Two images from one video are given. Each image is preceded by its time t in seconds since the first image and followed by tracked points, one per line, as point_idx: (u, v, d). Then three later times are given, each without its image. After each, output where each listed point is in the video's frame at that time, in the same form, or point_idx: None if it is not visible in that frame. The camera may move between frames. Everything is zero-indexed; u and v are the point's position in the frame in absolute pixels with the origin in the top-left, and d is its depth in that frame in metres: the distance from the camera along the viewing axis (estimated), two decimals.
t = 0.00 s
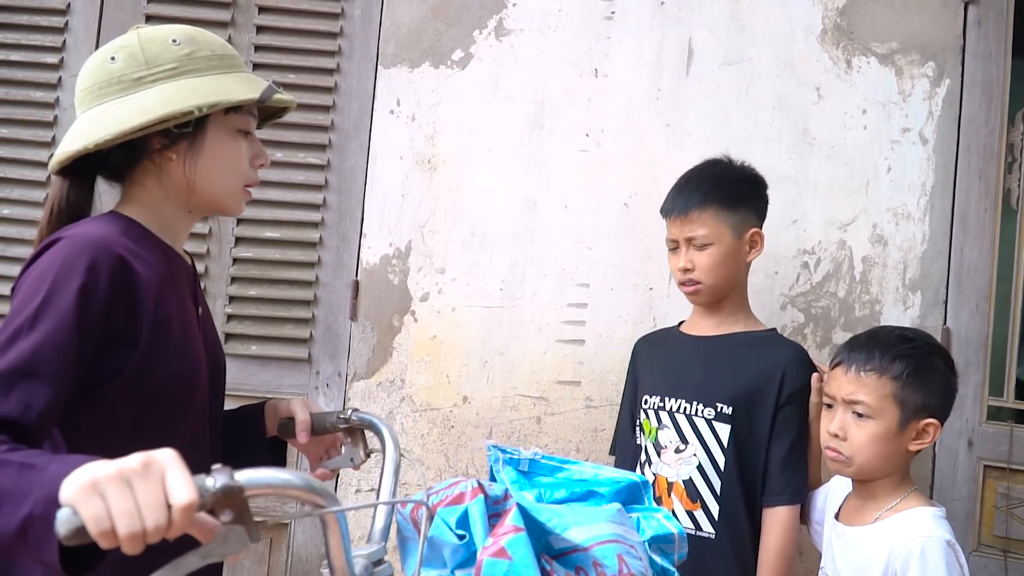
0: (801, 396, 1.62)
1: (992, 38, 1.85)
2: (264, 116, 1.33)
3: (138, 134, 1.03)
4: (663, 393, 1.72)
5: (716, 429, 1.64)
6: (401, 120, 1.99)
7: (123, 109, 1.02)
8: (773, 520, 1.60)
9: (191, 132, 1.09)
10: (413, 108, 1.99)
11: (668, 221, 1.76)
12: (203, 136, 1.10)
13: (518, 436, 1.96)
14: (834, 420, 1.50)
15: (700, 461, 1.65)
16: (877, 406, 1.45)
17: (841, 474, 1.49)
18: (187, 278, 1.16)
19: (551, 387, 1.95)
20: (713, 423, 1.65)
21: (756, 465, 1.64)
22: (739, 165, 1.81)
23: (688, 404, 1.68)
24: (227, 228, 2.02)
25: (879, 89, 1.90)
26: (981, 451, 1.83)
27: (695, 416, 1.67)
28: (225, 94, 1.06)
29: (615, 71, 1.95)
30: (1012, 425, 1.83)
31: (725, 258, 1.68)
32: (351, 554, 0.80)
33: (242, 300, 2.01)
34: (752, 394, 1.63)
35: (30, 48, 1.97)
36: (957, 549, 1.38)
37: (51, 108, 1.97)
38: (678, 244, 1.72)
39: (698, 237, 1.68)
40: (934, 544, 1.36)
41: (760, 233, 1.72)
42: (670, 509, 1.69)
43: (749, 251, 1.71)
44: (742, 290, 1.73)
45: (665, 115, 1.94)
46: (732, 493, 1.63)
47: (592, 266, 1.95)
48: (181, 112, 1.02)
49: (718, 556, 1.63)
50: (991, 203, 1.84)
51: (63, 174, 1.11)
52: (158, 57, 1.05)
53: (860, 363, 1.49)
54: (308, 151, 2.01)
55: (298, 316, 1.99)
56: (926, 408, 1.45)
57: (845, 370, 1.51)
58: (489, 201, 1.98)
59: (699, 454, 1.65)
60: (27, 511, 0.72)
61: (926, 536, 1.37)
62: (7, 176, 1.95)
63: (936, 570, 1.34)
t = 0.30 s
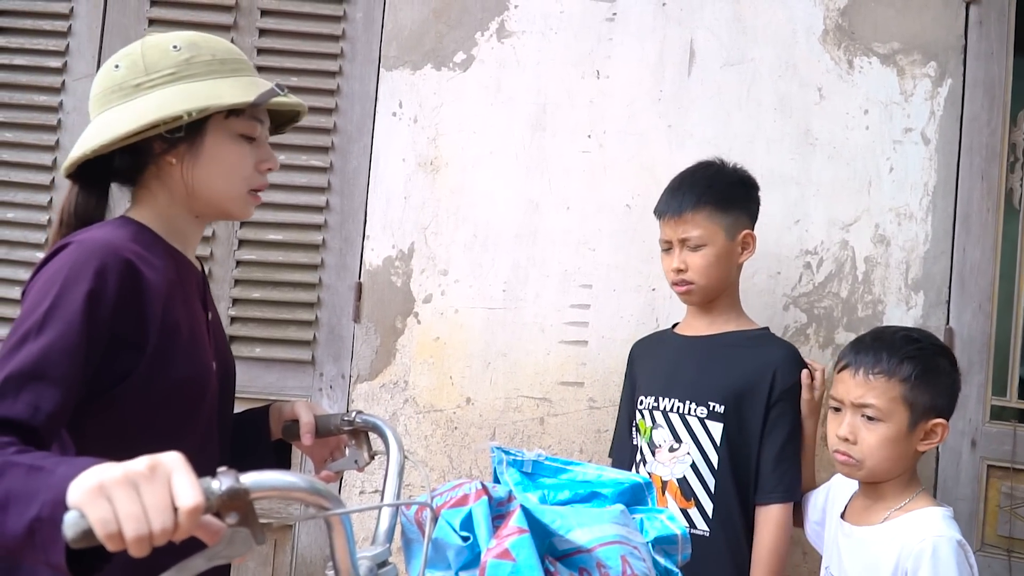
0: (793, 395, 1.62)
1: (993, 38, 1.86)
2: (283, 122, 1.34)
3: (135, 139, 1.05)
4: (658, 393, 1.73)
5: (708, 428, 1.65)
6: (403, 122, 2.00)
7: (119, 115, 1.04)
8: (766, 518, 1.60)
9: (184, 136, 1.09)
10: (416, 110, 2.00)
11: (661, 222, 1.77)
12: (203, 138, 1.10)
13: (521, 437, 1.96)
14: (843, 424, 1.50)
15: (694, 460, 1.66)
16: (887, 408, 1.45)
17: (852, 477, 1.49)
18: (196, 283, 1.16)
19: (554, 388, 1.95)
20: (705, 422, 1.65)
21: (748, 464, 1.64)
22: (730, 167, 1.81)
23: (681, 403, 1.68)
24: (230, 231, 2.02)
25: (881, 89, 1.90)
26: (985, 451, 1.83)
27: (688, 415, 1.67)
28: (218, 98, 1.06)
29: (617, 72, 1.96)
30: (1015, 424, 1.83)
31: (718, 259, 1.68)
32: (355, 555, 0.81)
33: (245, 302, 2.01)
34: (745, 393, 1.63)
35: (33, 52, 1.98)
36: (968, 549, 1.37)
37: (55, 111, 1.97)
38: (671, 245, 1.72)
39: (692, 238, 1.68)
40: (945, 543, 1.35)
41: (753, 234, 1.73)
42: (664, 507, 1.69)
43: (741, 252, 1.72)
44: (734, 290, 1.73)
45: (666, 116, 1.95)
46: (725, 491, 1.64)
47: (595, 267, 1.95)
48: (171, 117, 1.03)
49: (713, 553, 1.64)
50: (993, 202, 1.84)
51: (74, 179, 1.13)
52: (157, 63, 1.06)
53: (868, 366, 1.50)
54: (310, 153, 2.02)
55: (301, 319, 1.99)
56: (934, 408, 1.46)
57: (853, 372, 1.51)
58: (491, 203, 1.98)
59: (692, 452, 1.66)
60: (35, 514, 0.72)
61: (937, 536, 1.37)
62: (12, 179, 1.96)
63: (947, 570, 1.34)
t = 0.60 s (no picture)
0: (802, 403, 1.63)
1: (995, 43, 1.86)
2: (304, 130, 1.33)
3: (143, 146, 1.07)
4: (665, 399, 1.73)
5: (718, 436, 1.65)
6: (407, 126, 2.00)
7: (128, 122, 1.06)
8: (775, 525, 1.62)
9: (188, 146, 1.10)
10: (419, 114, 2.00)
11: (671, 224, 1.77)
12: (210, 149, 1.11)
13: (525, 440, 1.96)
14: (840, 427, 1.50)
15: (703, 468, 1.67)
16: (885, 411, 1.46)
17: (851, 480, 1.49)
18: (210, 288, 1.17)
19: (557, 392, 1.95)
20: (715, 429, 1.66)
21: (757, 472, 1.66)
22: (749, 172, 1.81)
23: (690, 410, 1.69)
24: (234, 235, 2.02)
25: (883, 94, 1.91)
26: (987, 455, 1.83)
27: (697, 422, 1.68)
28: (222, 109, 1.06)
29: (620, 77, 1.96)
30: (1018, 429, 1.83)
31: (726, 264, 1.68)
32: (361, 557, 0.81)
33: (250, 306, 2.02)
34: (754, 401, 1.65)
35: (39, 56, 1.99)
36: (964, 548, 1.37)
37: (60, 115, 1.98)
38: (680, 246, 1.72)
39: (700, 241, 1.68)
40: (940, 542, 1.36)
41: (762, 240, 1.73)
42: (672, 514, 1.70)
43: (750, 258, 1.72)
44: (742, 295, 1.74)
45: (670, 121, 1.95)
46: (734, 500, 1.65)
47: (598, 271, 1.96)
48: (174, 127, 1.04)
49: (721, 561, 1.65)
50: (995, 207, 1.84)
51: (93, 182, 1.16)
52: (168, 72, 1.08)
53: (864, 368, 1.50)
54: (314, 157, 2.02)
55: (305, 322, 2.00)
56: (930, 409, 1.46)
57: (848, 376, 1.51)
58: (495, 207, 1.98)
59: (701, 460, 1.67)
60: (47, 509, 0.73)
61: (931, 535, 1.38)
62: (17, 183, 1.96)
63: (941, 570, 1.35)
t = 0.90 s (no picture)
0: (816, 408, 1.64)
1: (1001, 48, 1.86)
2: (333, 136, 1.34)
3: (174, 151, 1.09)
4: (677, 403, 1.74)
5: (731, 441, 1.67)
6: (412, 127, 2.01)
7: (161, 128, 1.08)
8: (791, 531, 1.64)
9: (217, 149, 1.11)
10: (424, 116, 2.01)
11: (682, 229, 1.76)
12: (240, 151, 1.12)
13: (527, 441, 1.97)
14: (840, 430, 1.50)
15: (716, 473, 1.68)
16: (884, 413, 1.46)
17: (852, 483, 1.49)
18: (238, 288, 1.17)
19: (560, 394, 1.96)
20: (728, 434, 1.67)
21: (771, 477, 1.67)
22: (754, 175, 1.81)
23: (703, 415, 1.70)
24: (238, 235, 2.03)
25: (888, 98, 1.91)
26: (989, 460, 1.84)
27: (710, 427, 1.69)
28: (249, 112, 1.07)
29: (624, 79, 1.97)
30: (1019, 433, 1.83)
31: (739, 268, 1.69)
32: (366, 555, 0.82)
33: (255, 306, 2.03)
34: (767, 406, 1.65)
35: (45, 56, 1.99)
36: (966, 554, 1.39)
37: (67, 115, 1.98)
38: (692, 252, 1.72)
39: (713, 246, 1.69)
40: (941, 547, 1.38)
41: (773, 244, 1.74)
42: (685, 519, 1.71)
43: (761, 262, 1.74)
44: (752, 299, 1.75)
45: (674, 124, 1.95)
46: (747, 505, 1.66)
47: (601, 273, 1.96)
48: (202, 129, 1.05)
49: (733, 566, 1.66)
50: (999, 211, 1.85)
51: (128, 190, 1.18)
52: (200, 79, 1.10)
53: (862, 371, 1.51)
54: (319, 158, 2.03)
55: (309, 322, 2.01)
56: (929, 412, 1.47)
57: (848, 379, 1.52)
58: (499, 208, 1.99)
59: (714, 465, 1.68)
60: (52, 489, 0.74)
61: (933, 539, 1.39)
62: (23, 182, 1.97)
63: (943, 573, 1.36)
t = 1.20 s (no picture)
0: (810, 395, 1.66)
1: (1002, 41, 1.86)
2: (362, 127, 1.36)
3: (206, 134, 1.12)
4: (673, 396, 1.74)
5: (728, 431, 1.68)
6: (412, 123, 2.01)
7: (194, 111, 1.12)
8: (790, 519, 1.65)
9: (248, 132, 1.13)
10: (425, 111, 2.01)
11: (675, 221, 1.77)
12: (271, 137, 1.14)
13: (528, 436, 1.98)
14: (840, 422, 1.51)
15: (713, 463, 1.69)
16: (881, 403, 1.47)
17: (853, 474, 1.50)
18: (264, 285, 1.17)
19: (561, 388, 1.97)
20: (725, 424, 1.68)
21: (769, 464, 1.67)
22: (744, 168, 1.82)
23: (700, 407, 1.70)
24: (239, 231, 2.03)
25: (889, 92, 1.90)
26: (988, 452, 1.85)
27: (707, 418, 1.70)
28: (282, 92, 1.11)
29: (625, 74, 1.96)
30: (1019, 426, 1.84)
31: (734, 261, 1.70)
32: (365, 554, 0.83)
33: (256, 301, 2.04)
34: (762, 394, 1.66)
35: (44, 53, 1.99)
36: (968, 546, 1.39)
37: (67, 112, 1.98)
38: (687, 245, 1.72)
39: (710, 240, 1.69)
40: (945, 539, 1.38)
41: (766, 239, 1.76)
42: (685, 511, 1.72)
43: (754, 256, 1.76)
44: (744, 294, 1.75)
45: (675, 118, 1.95)
46: (745, 494, 1.67)
47: (602, 268, 1.96)
48: (235, 111, 1.09)
49: (734, 556, 1.67)
50: (999, 205, 1.84)
51: (155, 182, 1.22)
52: (229, 63, 1.13)
53: (859, 363, 1.52)
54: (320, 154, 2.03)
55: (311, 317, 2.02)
56: (927, 400, 1.48)
57: (844, 371, 1.53)
58: (499, 203, 1.99)
59: (712, 456, 1.69)
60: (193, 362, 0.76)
61: (936, 531, 1.39)
62: (24, 180, 1.97)
63: (946, 565, 1.36)
